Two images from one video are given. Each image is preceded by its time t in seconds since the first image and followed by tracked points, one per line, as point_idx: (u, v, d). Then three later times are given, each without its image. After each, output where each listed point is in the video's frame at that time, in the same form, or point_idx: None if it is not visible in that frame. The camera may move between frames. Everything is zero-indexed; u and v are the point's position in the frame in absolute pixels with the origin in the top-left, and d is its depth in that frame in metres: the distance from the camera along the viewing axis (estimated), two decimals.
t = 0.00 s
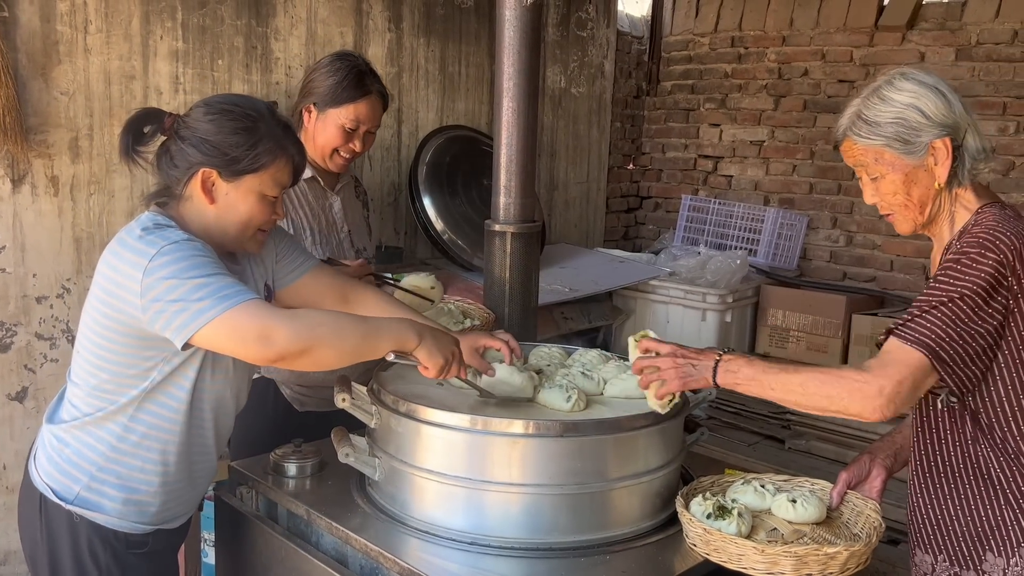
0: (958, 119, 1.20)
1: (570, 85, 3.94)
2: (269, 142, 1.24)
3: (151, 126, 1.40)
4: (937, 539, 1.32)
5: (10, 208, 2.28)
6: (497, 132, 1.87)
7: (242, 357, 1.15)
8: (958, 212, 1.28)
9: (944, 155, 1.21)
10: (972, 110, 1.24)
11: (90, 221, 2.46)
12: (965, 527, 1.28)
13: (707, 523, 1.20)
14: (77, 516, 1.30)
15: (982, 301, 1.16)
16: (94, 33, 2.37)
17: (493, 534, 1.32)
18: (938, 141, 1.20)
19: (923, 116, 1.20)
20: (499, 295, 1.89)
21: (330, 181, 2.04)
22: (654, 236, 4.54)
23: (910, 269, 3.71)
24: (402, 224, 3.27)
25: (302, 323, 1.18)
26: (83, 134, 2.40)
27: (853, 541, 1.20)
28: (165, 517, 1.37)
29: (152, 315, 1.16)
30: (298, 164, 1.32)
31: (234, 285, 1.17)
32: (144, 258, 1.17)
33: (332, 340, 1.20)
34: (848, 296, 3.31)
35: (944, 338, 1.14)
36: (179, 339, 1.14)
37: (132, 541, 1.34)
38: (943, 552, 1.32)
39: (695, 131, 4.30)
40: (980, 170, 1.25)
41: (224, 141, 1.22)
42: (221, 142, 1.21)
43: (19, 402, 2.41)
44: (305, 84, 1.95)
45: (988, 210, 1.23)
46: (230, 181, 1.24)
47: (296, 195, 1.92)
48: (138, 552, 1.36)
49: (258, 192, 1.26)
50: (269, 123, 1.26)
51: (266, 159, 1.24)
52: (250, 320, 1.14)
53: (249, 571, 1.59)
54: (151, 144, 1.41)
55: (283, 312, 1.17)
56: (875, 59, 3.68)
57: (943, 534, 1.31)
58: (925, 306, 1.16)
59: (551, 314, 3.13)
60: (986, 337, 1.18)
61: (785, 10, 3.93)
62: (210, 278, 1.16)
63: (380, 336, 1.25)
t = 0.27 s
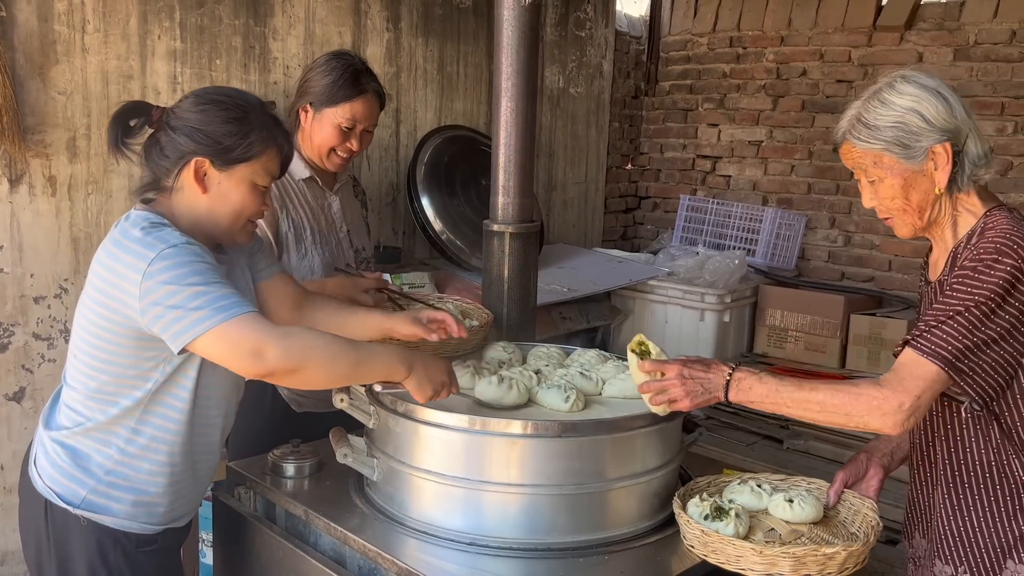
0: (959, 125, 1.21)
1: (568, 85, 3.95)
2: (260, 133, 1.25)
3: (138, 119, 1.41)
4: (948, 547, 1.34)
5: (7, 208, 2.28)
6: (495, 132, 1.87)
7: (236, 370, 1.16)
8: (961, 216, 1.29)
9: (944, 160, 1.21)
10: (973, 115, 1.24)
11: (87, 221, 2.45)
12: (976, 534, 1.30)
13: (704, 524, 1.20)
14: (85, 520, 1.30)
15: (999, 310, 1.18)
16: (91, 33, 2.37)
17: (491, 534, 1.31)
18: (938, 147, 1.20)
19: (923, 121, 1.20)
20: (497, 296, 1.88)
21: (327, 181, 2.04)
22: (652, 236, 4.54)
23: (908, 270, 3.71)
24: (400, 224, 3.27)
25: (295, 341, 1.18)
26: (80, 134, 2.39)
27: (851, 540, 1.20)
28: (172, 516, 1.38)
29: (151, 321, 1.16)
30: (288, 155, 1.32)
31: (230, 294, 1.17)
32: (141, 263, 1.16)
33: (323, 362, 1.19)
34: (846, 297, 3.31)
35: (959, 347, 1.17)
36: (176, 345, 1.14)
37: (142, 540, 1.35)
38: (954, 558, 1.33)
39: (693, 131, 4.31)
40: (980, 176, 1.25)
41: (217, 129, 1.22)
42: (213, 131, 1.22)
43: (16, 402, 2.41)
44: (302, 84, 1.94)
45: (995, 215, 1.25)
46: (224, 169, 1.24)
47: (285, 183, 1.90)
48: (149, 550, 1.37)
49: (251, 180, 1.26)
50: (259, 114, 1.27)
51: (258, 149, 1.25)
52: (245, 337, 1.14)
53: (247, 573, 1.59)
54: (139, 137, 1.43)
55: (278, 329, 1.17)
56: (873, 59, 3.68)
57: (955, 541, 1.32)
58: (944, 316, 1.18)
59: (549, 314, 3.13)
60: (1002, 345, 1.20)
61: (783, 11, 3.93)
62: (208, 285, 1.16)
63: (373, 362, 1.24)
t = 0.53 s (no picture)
0: (955, 128, 1.21)
1: (566, 85, 3.95)
2: (239, 125, 1.30)
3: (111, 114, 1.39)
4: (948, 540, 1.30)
5: (5, 208, 2.27)
6: (493, 132, 1.87)
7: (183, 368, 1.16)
8: (954, 215, 1.29)
9: (937, 163, 1.22)
10: (970, 118, 1.24)
11: (85, 220, 2.45)
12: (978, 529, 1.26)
13: (702, 524, 1.20)
14: (90, 518, 1.31)
15: (977, 294, 1.17)
16: (89, 32, 2.36)
17: (490, 535, 1.31)
18: (932, 149, 1.20)
19: (919, 123, 1.20)
20: (496, 295, 1.88)
21: (327, 181, 2.03)
22: (650, 236, 4.54)
23: (906, 270, 3.71)
24: (399, 224, 3.27)
25: (237, 340, 1.15)
26: (78, 134, 2.39)
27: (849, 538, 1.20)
28: (178, 510, 1.38)
29: (122, 314, 1.18)
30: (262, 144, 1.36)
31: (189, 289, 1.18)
32: (112, 258, 1.20)
33: (265, 365, 1.17)
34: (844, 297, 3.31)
35: (926, 319, 1.17)
36: (139, 337, 1.15)
37: (148, 534, 1.35)
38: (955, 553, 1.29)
39: (691, 131, 4.31)
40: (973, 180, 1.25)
41: (197, 119, 1.26)
42: (193, 121, 1.25)
43: (14, 403, 2.40)
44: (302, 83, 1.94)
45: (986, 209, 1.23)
46: (205, 158, 1.27)
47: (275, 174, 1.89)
48: (154, 545, 1.37)
49: (230, 169, 1.31)
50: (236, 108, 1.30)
51: (238, 138, 1.30)
52: (192, 332, 1.14)
53: (246, 573, 1.58)
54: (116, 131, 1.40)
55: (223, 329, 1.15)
56: (871, 59, 3.69)
57: (953, 533, 1.29)
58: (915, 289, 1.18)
59: (547, 314, 3.13)
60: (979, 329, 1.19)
61: (781, 11, 3.93)
62: (169, 278, 1.17)
63: (319, 355, 1.21)
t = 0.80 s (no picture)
0: (949, 128, 1.21)
1: (564, 85, 3.95)
2: (214, 115, 1.34)
3: (87, 111, 1.38)
4: (938, 530, 1.29)
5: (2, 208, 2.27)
6: (492, 132, 1.87)
7: (185, 322, 1.19)
8: (946, 215, 1.28)
9: (929, 162, 1.22)
10: (967, 120, 1.24)
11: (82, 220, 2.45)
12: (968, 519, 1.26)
13: (700, 525, 1.20)
14: (95, 510, 1.32)
15: (958, 283, 1.18)
16: (86, 32, 2.36)
17: (488, 535, 1.31)
18: (924, 148, 1.21)
19: (913, 122, 1.20)
20: (494, 296, 1.88)
21: (330, 181, 2.03)
22: (648, 236, 4.54)
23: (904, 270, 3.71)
24: (397, 223, 3.27)
25: (238, 288, 1.21)
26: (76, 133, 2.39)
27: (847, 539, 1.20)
28: (182, 494, 1.40)
29: (116, 291, 1.21)
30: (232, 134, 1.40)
31: (179, 252, 1.22)
32: (102, 241, 1.23)
33: (267, 303, 1.23)
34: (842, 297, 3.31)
35: (903, 300, 1.19)
36: (138, 304, 1.19)
37: (150, 524, 1.37)
38: (947, 544, 1.29)
39: (689, 131, 4.31)
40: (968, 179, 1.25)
41: (175, 111, 1.29)
42: (171, 112, 1.29)
43: (11, 403, 2.40)
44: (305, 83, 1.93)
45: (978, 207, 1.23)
46: (184, 147, 1.31)
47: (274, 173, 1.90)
48: (156, 535, 1.39)
49: (208, 158, 1.35)
50: (213, 103, 1.35)
51: (214, 127, 1.34)
52: (190, 285, 1.18)
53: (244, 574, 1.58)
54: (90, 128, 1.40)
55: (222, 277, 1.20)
56: (869, 59, 3.69)
57: (941, 526, 1.29)
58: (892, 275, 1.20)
59: (545, 314, 3.14)
60: (956, 318, 1.20)
61: (779, 11, 3.94)
62: (161, 246, 1.21)
63: (317, 294, 1.30)
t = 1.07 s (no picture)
0: (958, 119, 1.21)
1: (562, 86, 3.96)
2: (198, 113, 1.34)
3: (71, 116, 1.37)
4: (928, 534, 1.33)
5: None
6: (489, 132, 1.87)
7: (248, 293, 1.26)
8: (955, 207, 1.29)
9: (937, 152, 1.22)
10: (975, 113, 1.25)
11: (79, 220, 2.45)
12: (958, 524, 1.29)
13: (697, 525, 1.20)
14: (105, 499, 1.33)
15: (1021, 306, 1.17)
16: (83, 32, 2.36)
17: (486, 535, 1.32)
18: (934, 138, 1.21)
19: (923, 110, 1.20)
20: (491, 296, 1.88)
21: (335, 183, 2.02)
22: (645, 237, 4.54)
23: (900, 270, 3.72)
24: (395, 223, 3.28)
25: (298, 258, 1.29)
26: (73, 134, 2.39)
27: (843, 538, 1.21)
28: (182, 482, 1.43)
29: (159, 281, 1.24)
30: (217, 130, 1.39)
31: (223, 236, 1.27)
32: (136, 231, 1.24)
33: (326, 270, 1.32)
34: (839, 297, 3.31)
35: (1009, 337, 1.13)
36: (192, 290, 1.23)
37: (150, 518, 1.38)
38: (935, 547, 1.32)
39: (687, 131, 4.31)
40: (973, 172, 1.25)
41: (159, 111, 1.29)
42: (154, 112, 1.29)
43: (8, 403, 2.40)
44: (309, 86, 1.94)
45: (994, 205, 1.25)
46: (170, 147, 1.32)
47: (276, 173, 1.91)
48: (156, 528, 1.40)
49: (195, 154, 1.35)
50: (197, 100, 1.35)
51: (198, 124, 1.34)
52: (253, 260, 1.24)
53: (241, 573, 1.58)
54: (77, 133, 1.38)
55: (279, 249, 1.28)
56: (866, 60, 3.70)
57: (933, 527, 1.32)
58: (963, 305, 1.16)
59: (543, 314, 3.14)
60: None
61: (776, 11, 3.94)
62: (203, 233, 1.25)
63: (365, 264, 1.40)
